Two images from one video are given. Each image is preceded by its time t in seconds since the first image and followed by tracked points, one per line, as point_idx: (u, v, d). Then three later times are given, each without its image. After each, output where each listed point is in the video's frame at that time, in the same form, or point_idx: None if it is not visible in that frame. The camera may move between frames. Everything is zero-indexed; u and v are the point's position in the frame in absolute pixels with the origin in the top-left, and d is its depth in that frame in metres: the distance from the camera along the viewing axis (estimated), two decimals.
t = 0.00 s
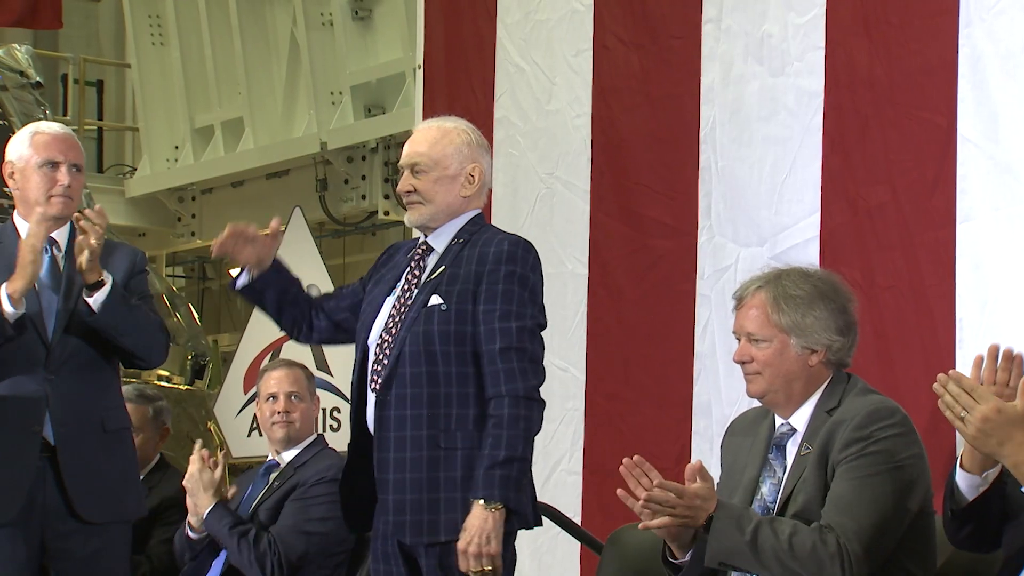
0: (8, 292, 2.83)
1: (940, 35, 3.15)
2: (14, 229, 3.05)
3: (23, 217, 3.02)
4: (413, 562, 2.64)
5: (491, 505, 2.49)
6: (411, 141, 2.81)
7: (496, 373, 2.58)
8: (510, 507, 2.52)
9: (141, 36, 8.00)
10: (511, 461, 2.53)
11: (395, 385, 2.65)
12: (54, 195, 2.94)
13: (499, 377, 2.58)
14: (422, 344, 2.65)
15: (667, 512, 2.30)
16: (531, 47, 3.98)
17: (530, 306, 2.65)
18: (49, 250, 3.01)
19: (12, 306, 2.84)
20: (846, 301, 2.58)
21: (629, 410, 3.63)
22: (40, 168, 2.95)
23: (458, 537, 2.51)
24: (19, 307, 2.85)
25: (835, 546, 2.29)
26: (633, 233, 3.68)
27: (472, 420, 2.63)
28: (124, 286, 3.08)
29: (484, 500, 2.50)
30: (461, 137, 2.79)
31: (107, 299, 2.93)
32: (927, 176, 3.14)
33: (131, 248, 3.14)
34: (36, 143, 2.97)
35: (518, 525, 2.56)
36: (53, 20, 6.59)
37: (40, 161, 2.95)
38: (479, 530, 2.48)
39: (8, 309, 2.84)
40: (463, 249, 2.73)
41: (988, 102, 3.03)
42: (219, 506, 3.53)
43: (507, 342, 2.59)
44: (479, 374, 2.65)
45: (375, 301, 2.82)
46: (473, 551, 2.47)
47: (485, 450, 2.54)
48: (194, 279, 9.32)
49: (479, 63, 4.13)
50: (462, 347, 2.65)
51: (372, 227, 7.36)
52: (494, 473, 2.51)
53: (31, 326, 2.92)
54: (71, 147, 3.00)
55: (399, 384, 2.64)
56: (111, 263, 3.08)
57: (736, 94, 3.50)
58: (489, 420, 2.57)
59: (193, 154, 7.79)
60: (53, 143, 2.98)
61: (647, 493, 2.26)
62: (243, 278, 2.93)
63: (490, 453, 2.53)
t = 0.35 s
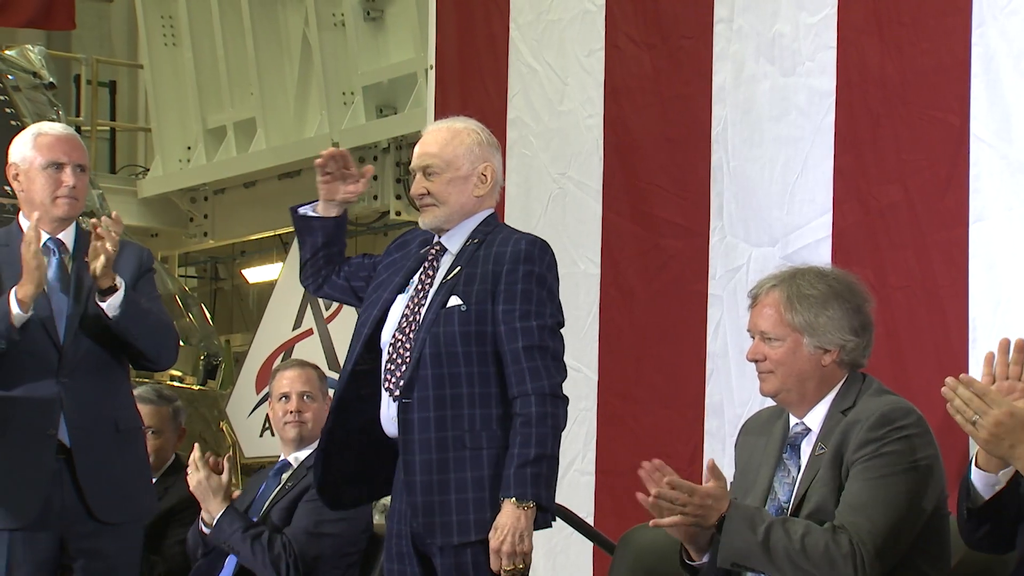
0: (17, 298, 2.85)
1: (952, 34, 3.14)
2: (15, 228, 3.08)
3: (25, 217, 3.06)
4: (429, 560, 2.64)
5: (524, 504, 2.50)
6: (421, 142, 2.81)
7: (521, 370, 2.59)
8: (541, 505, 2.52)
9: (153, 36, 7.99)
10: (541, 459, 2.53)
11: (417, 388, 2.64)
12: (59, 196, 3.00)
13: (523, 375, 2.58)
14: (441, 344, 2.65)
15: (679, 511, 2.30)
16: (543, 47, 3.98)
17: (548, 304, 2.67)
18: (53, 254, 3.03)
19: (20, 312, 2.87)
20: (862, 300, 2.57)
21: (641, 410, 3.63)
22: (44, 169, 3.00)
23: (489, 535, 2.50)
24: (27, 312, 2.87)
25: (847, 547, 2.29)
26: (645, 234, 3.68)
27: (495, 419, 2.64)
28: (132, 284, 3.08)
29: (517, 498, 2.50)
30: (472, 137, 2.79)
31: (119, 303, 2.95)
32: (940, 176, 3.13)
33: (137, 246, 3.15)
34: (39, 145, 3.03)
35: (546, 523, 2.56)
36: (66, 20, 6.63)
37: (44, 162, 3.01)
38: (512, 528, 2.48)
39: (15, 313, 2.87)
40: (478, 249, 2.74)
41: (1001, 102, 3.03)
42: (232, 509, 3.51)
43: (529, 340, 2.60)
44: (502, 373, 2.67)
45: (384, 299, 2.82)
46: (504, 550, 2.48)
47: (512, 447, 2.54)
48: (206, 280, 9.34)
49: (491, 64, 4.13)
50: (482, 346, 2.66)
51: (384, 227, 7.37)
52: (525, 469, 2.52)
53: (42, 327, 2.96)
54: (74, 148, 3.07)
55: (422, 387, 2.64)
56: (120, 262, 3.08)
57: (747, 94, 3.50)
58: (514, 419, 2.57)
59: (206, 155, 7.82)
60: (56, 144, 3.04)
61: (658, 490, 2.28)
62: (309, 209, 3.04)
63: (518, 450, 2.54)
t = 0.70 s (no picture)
0: (48, 298, 2.80)
1: (964, 34, 3.13)
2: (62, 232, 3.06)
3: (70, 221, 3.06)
4: (440, 562, 2.64)
5: (532, 505, 2.49)
6: (432, 143, 2.82)
7: (531, 371, 2.59)
8: (549, 506, 2.52)
9: (165, 37, 8.01)
10: (550, 460, 2.53)
11: (431, 387, 2.65)
12: (100, 199, 3.01)
13: (533, 375, 2.58)
14: (453, 344, 2.66)
15: (687, 515, 2.30)
16: (555, 47, 3.98)
17: (561, 303, 2.67)
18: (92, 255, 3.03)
19: (49, 312, 2.81)
20: (874, 300, 2.56)
21: (652, 410, 3.63)
22: (88, 172, 3.02)
23: (498, 537, 2.50)
24: (58, 313, 2.82)
25: (855, 547, 2.27)
26: (656, 233, 3.68)
27: (508, 419, 2.64)
28: (171, 289, 3.12)
29: (524, 499, 2.50)
30: (481, 137, 2.80)
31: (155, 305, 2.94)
32: (951, 175, 3.12)
33: (178, 250, 3.18)
34: (85, 147, 3.04)
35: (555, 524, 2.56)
36: (77, 20, 6.70)
37: (89, 165, 3.02)
38: (519, 530, 2.48)
39: (44, 314, 2.81)
40: (491, 249, 2.74)
41: (1012, 100, 3.01)
42: (243, 510, 3.50)
43: (540, 340, 2.60)
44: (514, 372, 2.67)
45: (397, 297, 2.83)
46: (513, 552, 2.47)
47: (521, 447, 2.54)
48: (219, 280, 9.36)
49: (504, 64, 4.14)
50: (495, 345, 2.66)
51: (395, 227, 7.37)
52: (533, 471, 2.51)
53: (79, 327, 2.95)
54: (120, 152, 3.08)
55: (433, 386, 2.65)
56: (157, 266, 3.11)
57: (759, 94, 3.50)
58: (524, 420, 2.57)
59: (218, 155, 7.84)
60: (102, 147, 3.05)
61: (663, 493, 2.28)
62: (346, 210, 3.08)
63: (528, 451, 2.53)
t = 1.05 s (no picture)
0: (113, 303, 2.64)
1: (978, 33, 3.11)
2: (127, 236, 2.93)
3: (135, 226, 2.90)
4: (455, 561, 2.64)
5: (546, 505, 2.49)
6: (443, 144, 2.84)
7: (544, 371, 2.59)
8: (564, 505, 2.52)
9: (178, 36, 8.03)
10: (563, 460, 2.53)
11: (445, 387, 2.65)
12: (166, 202, 2.84)
13: (546, 375, 2.58)
14: (468, 343, 2.66)
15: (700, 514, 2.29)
16: (569, 47, 3.98)
17: (574, 302, 2.66)
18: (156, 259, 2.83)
19: (115, 315, 2.64)
20: (886, 300, 2.55)
21: (665, 410, 3.62)
22: (153, 175, 2.85)
23: (512, 537, 2.50)
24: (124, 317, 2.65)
25: (869, 546, 2.26)
26: (669, 233, 3.67)
27: (523, 418, 2.64)
28: (230, 291, 2.95)
29: (538, 499, 2.49)
30: (490, 138, 2.81)
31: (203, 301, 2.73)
32: (964, 174, 3.11)
33: (242, 251, 3.02)
34: (150, 151, 2.87)
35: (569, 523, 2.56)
36: (92, 21, 6.90)
37: (154, 168, 2.85)
38: (535, 529, 2.48)
39: (111, 319, 2.64)
40: (504, 249, 2.74)
41: None
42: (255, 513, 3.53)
43: (553, 339, 2.60)
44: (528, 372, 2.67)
45: (410, 298, 2.84)
46: (527, 551, 2.47)
47: (535, 447, 2.54)
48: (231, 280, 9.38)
49: (518, 64, 4.14)
50: (509, 344, 2.67)
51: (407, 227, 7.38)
52: (547, 471, 2.51)
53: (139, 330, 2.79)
54: (185, 155, 2.90)
55: (448, 386, 2.65)
56: (218, 269, 2.96)
57: (772, 93, 3.50)
58: (538, 419, 2.57)
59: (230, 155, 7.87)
60: (168, 150, 2.88)
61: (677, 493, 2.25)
62: (364, 215, 3.08)
63: (541, 452, 2.53)
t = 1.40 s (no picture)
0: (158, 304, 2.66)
1: (988, 32, 3.10)
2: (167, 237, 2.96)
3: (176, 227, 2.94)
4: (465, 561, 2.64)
5: (555, 505, 2.49)
6: (452, 145, 2.84)
7: (553, 371, 2.58)
8: (573, 505, 2.52)
9: (189, 36, 8.06)
10: (573, 460, 2.53)
11: (455, 387, 2.65)
12: (203, 204, 2.87)
13: (556, 375, 2.58)
14: (478, 344, 2.66)
15: (711, 518, 2.26)
16: (580, 47, 3.98)
17: (584, 302, 2.66)
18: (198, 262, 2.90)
19: (159, 315, 2.67)
20: (897, 301, 2.54)
21: (676, 410, 3.62)
22: (193, 177, 2.88)
23: (522, 538, 2.50)
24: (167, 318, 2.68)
25: (882, 546, 2.26)
26: (679, 233, 3.67)
27: (533, 418, 2.64)
28: (262, 295, 2.96)
29: (548, 500, 2.49)
30: (497, 138, 2.81)
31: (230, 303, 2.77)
32: (976, 174, 3.10)
33: (277, 256, 3.04)
34: (191, 152, 2.90)
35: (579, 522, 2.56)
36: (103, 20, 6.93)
37: (194, 170, 2.88)
38: (544, 530, 2.48)
39: (155, 321, 2.67)
40: (515, 249, 2.74)
41: None
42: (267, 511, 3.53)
43: (563, 339, 2.60)
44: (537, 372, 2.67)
45: (421, 298, 2.84)
46: (536, 552, 2.47)
47: (545, 448, 2.54)
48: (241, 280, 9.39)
49: (529, 65, 4.14)
50: (519, 344, 2.67)
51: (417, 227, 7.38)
52: (557, 471, 2.51)
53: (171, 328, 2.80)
54: (224, 158, 2.93)
55: (458, 386, 2.65)
56: (252, 272, 2.98)
57: (782, 93, 3.49)
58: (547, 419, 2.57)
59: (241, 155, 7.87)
60: (207, 153, 2.90)
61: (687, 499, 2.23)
62: (375, 215, 3.08)
63: (550, 452, 2.53)
